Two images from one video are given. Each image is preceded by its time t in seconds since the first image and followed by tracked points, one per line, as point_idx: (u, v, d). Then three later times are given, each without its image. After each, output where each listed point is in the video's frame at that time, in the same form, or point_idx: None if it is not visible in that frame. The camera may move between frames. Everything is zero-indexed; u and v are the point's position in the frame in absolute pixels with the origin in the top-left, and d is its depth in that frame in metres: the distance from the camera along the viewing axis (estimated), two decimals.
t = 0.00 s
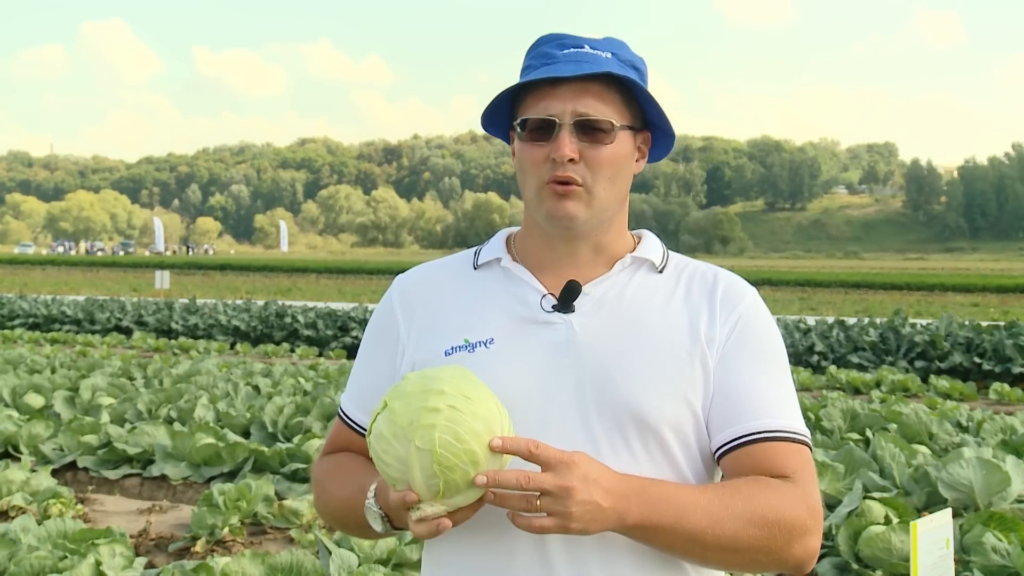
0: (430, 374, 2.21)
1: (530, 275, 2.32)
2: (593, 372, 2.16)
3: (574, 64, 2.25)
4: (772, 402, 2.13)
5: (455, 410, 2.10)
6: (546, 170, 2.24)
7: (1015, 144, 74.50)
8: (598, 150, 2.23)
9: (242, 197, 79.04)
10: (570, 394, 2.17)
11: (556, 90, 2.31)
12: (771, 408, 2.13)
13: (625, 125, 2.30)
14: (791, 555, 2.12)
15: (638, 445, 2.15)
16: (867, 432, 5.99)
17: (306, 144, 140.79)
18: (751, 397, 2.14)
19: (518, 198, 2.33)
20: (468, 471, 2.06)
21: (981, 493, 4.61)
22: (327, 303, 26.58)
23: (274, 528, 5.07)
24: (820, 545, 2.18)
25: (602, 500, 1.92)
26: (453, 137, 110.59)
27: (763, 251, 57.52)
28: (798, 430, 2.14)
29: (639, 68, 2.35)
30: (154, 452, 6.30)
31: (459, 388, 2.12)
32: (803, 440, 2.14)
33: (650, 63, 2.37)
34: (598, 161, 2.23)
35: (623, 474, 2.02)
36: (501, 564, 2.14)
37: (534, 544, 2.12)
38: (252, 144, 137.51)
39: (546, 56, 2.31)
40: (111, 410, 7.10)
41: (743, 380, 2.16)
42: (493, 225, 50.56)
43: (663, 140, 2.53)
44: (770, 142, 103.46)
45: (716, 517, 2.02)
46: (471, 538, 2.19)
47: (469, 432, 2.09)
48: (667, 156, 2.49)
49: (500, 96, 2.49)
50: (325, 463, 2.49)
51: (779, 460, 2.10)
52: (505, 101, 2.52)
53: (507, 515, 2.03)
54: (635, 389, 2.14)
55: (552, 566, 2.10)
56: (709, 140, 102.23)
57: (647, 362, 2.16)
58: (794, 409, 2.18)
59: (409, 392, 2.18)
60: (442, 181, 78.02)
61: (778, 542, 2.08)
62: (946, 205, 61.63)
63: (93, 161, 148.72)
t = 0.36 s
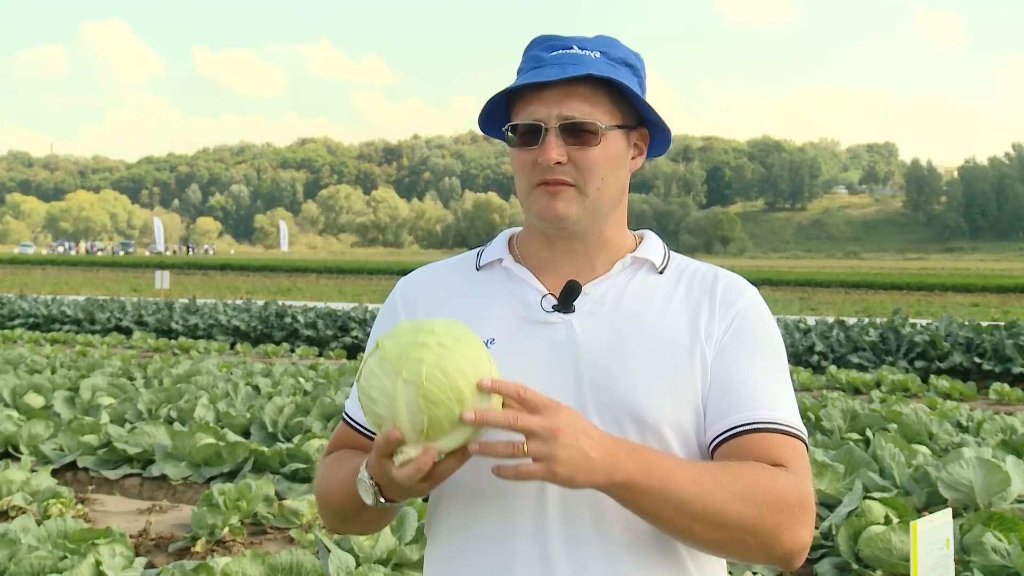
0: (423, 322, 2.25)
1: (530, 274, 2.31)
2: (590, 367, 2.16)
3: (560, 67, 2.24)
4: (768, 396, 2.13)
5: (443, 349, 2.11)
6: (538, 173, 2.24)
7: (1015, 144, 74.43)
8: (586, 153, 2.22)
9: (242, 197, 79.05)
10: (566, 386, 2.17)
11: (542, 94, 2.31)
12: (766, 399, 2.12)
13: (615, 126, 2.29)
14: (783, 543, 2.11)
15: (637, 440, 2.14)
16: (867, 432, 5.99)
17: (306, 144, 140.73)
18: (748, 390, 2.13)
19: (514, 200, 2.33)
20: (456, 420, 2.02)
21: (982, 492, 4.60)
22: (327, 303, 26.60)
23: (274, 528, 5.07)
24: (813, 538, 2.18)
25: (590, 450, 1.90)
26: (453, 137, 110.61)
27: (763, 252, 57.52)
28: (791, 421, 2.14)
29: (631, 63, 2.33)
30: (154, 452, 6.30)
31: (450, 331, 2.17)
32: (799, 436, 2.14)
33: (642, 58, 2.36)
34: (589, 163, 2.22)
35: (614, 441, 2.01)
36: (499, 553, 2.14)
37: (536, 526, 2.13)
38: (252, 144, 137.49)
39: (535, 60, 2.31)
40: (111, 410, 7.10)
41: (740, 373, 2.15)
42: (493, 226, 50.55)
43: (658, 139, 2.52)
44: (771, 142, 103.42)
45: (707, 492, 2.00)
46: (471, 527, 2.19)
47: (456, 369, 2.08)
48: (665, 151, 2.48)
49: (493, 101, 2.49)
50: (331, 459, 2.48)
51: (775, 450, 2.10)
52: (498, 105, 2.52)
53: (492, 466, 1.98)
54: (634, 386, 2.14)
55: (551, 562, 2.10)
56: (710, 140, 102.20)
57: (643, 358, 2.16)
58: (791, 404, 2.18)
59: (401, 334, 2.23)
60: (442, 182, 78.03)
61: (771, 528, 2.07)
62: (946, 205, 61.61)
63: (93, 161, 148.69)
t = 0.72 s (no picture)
0: (416, 366, 2.23)
1: (531, 275, 2.32)
2: (591, 372, 2.16)
3: (569, 64, 2.24)
4: (768, 399, 2.13)
5: (433, 404, 2.10)
6: (542, 170, 2.25)
7: (1015, 144, 74.41)
8: (594, 150, 2.22)
9: (242, 197, 79.05)
10: (566, 393, 2.17)
11: (550, 90, 2.31)
12: (767, 406, 2.12)
13: (621, 124, 2.29)
14: (784, 552, 2.11)
15: (638, 444, 2.15)
16: (867, 432, 5.99)
17: (306, 144, 140.74)
18: (748, 393, 2.14)
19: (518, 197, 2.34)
20: (451, 468, 2.04)
21: (981, 492, 4.61)
22: (328, 302, 26.60)
23: (274, 528, 5.07)
24: (813, 545, 2.18)
25: (585, 471, 1.91)
26: (453, 138, 110.64)
27: (762, 251, 57.51)
28: (793, 428, 2.14)
29: (640, 66, 2.33)
30: (154, 451, 6.31)
31: (438, 382, 2.13)
32: (801, 440, 2.14)
33: (647, 60, 2.35)
34: (595, 160, 2.22)
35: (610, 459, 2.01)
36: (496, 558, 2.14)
37: (532, 539, 2.12)
38: (252, 144, 137.46)
39: (544, 57, 2.31)
40: (111, 410, 7.09)
41: (741, 378, 2.16)
42: (493, 225, 50.52)
43: (665, 137, 2.51)
44: (771, 142, 103.45)
45: (702, 506, 2.01)
46: (468, 540, 2.20)
47: (445, 427, 2.09)
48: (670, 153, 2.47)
49: (499, 97, 2.49)
50: (334, 460, 2.50)
51: (775, 458, 2.10)
52: (505, 101, 2.52)
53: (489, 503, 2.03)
54: (633, 389, 2.15)
55: (548, 563, 2.10)
56: (710, 141, 102.21)
57: (642, 361, 2.16)
58: (794, 409, 2.18)
59: (392, 384, 2.22)
60: (442, 181, 78.04)
61: (768, 538, 2.07)
62: (946, 205, 61.60)
63: (93, 161, 148.70)
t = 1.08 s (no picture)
0: (416, 381, 2.22)
1: (531, 276, 2.32)
2: (590, 375, 2.16)
3: (557, 65, 2.25)
4: (768, 403, 2.13)
5: (433, 420, 2.09)
6: (538, 172, 2.25)
7: (1015, 144, 74.40)
8: (588, 149, 2.22)
9: (241, 197, 79.08)
10: (566, 398, 2.17)
11: (541, 92, 2.31)
12: (771, 407, 2.13)
13: (615, 121, 2.29)
14: (788, 557, 2.12)
15: (639, 448, 2.15)
16: (866, 432, 5.99)
17: (306, 144, 140.65)
18: (750, 395, 2.14)
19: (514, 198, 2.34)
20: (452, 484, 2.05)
21: (981, 492, 4.61)
22: (327, 302, 26.63)
23: (274, 528, 5.07)
24: (818, 547, 2.18)
25: (584, 493, 1.92)
26: (453, 138, 110.66)
27: (762, 251, 57.55)
28: (797, 430, 2.14)
29: (629, 62, 2.33)
30: (154, 452, 6.30)
31: (438, 397, 2.12)
32: (804, 442, 2.14)
33: (637, 56, 2.35)
34: (590, 158, 2.22)
35: (610, 471, 2.02)
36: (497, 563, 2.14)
37: (533, 541, 2.12)
38: (252, 144, 137.34)
39: (532, 59, 2.31)
40: (111, 410, 7.09)
41: (740, 382, 2.16)
42: (493, 226, 50.57)
43: (659, 132, 2.51)
44: (771, 142, 103.48)
45: (704, 516, 2.02)
46: (471, 545, 2.19)
47: (445, 444, 2.08)
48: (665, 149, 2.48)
49: (490, 100, 2.49)
50: (336, 462, 2.51)
51: (780, 462, 2.10)
52: (496, 104, 2.52)
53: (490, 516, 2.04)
54: (634, 390, 2.14)
55: (548, 565, 2.10)
56: (709, 141, 102.24)
57: (643, 362, 2.17)
58: (797, 412, 2.18)
59: (391, 399, 2.21)
60: (442, 182, 78.11)
61: (771, 544, 2.07)
62: (946, 205, 61.58)
63: (92, 161, 148.75)
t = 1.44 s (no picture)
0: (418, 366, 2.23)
1: (532, 277, 2.32)
2: (592, 373, 2.17)
3: (559, 69, 2.25)
4: (769, 402, 2.14)
5: (433, 403, 2.10)
6: (541, 175, 2.25)
7: (1015, 144, 74.38)
8: (589, 154, 2.23)
9: (242, 197, 79.09)
10: (568, 395, 2.18)
11: (542, 97, 2.31)
12: (772, 408, 2.13)
13: (617, 127, 2.30)
14: (786, 554, 2.12)
15: (638, 445, 2.16)
16: (866, 432, 5.99)
17: (306, 144, 140.61)
18: (751, 394, 2.14)
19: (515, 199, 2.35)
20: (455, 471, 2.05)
21: (981, 492, 4.61)
22: (327, 302, 26.62)
23: (274, 528, 5.08)
24: (817, 547, 2.19)
25: (584, 477, 1.93)
26: (454, 138, 110.65)
27: (762, 251, 57.58)
28: (797, 429, 2.15)
29: (632, 65, 2.34)
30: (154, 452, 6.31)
31: (443, 375, 2.13)
32: (803, 442, 2.15)
33: (641, 56, 2.36)
34: (591, 162, 2.22)
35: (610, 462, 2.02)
36: (495, 558, 2.15)
37: (533, 536, 2.13)
38: (253, 144, 137.28)
39: (535, 62, 2.31)
40: (111, 410, 7.10)
41: (739, 379, 2.17)
42: (493, 226, 50.60)
43: (662, 134, 2.51)
44: (771, 142, 103.50)
45: (704, 507, 2.03)
46: (471, 534, 2.20)
47: (448, 420, 2.09)
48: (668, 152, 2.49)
49: (493, 103, 2.50)
50: (335, 459, 2.51)
51: (780, 459, 2.11)
52: (499, 106, 2.53)
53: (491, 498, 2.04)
54: (634, 391, 2.15)
55: (547, 559, 2.11)
56: (710, 141, 102.25)
57: (644, 359, 2.17)
58: (798, 411, 2.19)
59: (393, 384, 2.22)
60: (442, 182, 78.11)
61: (769, 540, 2.08)
62: (946, 205, 61.57)
63: (93, 162, 148.70)
